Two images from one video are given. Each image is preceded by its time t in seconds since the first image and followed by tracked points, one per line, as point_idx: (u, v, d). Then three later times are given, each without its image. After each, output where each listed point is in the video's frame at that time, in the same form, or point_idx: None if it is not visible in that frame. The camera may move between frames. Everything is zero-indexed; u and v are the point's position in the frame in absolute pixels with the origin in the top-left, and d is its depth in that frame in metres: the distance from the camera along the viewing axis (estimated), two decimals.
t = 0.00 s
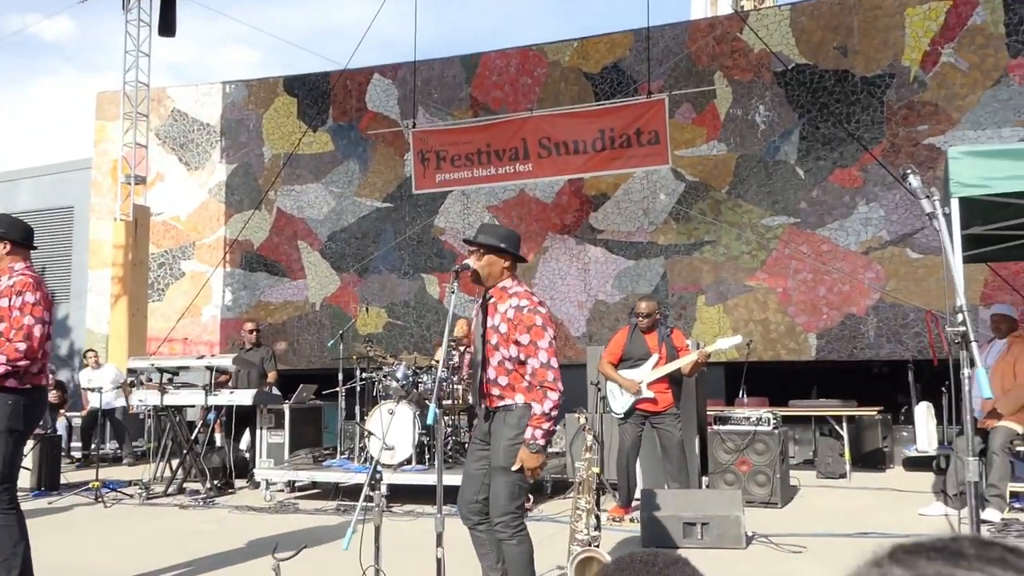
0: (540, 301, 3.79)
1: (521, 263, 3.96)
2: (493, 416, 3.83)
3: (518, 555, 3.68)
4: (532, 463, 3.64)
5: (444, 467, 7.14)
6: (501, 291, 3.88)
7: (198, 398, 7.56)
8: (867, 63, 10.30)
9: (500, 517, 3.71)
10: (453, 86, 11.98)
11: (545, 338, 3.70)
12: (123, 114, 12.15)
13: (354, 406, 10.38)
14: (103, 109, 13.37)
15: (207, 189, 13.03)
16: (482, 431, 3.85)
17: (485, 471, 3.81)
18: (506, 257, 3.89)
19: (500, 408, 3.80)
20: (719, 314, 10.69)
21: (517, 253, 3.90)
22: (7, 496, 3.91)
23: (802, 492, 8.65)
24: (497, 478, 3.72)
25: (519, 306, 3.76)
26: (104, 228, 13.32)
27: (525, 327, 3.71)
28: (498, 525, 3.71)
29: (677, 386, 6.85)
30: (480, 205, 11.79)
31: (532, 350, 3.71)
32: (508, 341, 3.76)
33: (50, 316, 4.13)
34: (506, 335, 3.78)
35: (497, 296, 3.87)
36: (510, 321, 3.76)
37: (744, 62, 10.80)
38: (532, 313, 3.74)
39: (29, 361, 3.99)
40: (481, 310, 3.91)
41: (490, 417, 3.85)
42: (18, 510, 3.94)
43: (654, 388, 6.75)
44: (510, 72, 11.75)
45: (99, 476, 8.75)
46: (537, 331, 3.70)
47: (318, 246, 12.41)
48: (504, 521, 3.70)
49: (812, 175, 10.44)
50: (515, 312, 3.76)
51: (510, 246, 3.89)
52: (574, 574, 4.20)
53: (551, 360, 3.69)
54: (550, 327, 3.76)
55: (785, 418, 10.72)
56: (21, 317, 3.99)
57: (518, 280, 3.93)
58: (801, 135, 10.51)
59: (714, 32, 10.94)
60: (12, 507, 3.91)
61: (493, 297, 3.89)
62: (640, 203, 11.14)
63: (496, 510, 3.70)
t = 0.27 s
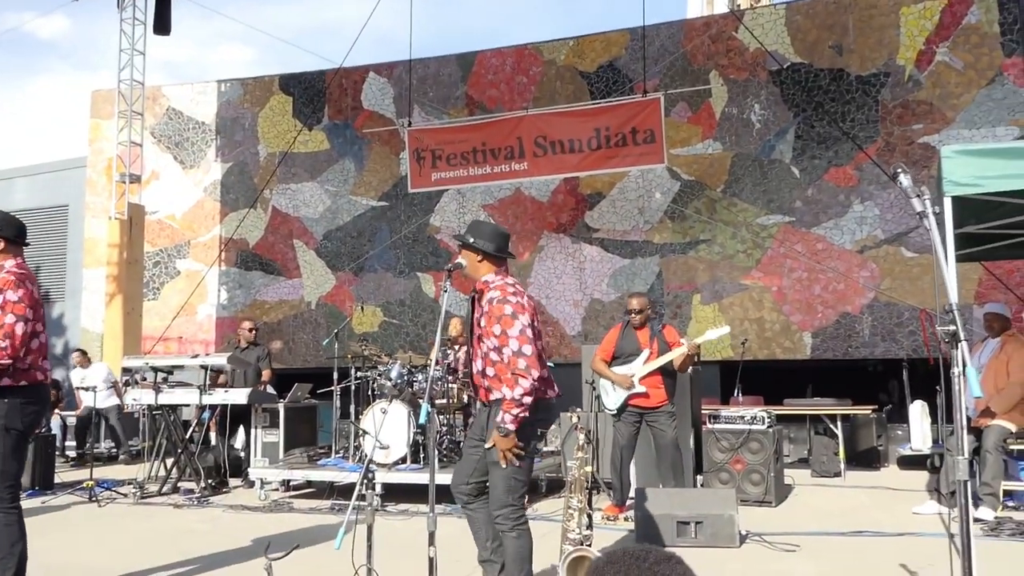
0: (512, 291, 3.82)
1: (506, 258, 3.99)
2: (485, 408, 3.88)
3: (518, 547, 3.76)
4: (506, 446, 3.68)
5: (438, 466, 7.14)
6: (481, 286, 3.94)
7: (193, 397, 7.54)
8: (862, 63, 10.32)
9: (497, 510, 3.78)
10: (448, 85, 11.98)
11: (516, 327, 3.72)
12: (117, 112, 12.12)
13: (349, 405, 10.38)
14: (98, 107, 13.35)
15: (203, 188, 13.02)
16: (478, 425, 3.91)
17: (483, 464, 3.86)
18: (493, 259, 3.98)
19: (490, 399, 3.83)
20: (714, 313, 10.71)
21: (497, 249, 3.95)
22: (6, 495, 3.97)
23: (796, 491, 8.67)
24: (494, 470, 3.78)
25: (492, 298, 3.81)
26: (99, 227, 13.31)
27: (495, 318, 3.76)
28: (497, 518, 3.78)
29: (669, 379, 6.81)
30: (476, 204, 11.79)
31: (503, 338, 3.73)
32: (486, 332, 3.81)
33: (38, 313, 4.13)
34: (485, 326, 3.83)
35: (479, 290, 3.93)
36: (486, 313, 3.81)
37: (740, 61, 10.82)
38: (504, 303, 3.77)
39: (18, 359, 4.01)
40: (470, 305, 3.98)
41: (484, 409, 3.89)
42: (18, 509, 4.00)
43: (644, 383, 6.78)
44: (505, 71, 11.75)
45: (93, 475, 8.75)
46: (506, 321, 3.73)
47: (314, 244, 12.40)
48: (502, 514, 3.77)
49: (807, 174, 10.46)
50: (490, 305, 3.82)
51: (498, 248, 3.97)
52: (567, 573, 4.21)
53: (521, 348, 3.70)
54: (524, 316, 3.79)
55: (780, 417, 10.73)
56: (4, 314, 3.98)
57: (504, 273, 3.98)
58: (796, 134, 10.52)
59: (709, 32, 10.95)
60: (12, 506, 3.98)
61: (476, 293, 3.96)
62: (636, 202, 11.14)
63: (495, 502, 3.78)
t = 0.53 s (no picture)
0: (508, 292, 3.84)
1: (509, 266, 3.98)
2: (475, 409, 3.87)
3: (501, 544, 3.74)
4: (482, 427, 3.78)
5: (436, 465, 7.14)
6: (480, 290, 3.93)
7: (191, 396, 7.54)
8: (861, 60, 10.31)
9: (488, 505, 3.81)
10: (447, 83, 11.97)
11: (511, 327, 3.73)
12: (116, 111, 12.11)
13: (347, 403, 10.38)
14: (96, 106, 13.35)
15: (201, 186, 13.02)
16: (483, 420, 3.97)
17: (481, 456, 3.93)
18: (494, 267, 3.94)
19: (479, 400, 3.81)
20: (713, 311, 10.70)
21: (501, 257, 3.93)
22: (10, 491, 3.96)
23: (794, 489, 8.67)
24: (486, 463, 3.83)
25: (489, 301, 3.82)
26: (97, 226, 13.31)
27: (491, 319, 3.77)
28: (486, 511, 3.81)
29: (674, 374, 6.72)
30: (475, 202, 11.79)
31: (497, 338, 3.74)
32: (482, 334, 3.82)
33: (42, 311, 4.16)
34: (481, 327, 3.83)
35: (479, 295, 3.92)
36: (483, 315, 3.83)
37: (738, 59, 10.81)
38: (499, 305, 3.78)
39: (27, 354, 4.06)
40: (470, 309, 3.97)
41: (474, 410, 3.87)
42: (20, 504, 3.99)
43: (646, 377, 6.74)
44: (504, 69, 11.75)
45: (93, 474, 8.75)
46: (501, 321, 3.74)
47: (312, 243, 12.40)
48: (491, 508, 3.79)
49: (805, 172, 10.45)
50: (486, 306, 3.83)
51: (500, 256, 3.94)
52: (564, 570, 4.21)
53: (516, 347, 3.71)
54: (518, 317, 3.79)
55: (779, 415, 10.73)
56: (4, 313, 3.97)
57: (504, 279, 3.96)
58: (795, 132, 10.52)
59: (707, 30, 10.94)
60: (17, 501, 3.97)
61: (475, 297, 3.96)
62: (634, 200, 11.14)
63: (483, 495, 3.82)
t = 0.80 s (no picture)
0: (507, 287, 3.95)
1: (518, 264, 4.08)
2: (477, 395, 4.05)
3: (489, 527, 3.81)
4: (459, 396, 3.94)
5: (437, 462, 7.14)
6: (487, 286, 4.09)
7: (192, 393, 7.53)
8: (862, 57, 10.31)
9: (474, 490, 3.85)
10: (447, 80, 11.97)
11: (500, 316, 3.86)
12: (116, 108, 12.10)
13: (348, 400, 10.39)
14: (97, 104, 13.34)
15: (202, 183, 13.02)
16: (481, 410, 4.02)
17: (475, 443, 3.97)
18: (505, 263, 4.07)
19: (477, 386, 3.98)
20: (714, 309, 10.71)
21: (511, 255, 4.03)
22: (19, 480, 4.00)
23: (795, 486, 8.67)
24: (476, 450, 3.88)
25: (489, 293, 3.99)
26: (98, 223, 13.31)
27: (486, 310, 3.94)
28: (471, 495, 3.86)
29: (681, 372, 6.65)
30: (475, 199, 11.79)
31: (488, 329, 3.89)
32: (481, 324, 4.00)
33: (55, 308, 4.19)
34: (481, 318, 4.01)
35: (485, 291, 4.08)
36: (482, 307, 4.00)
37: (739, 56, 10.80)
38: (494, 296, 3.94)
39: (45, 348, 4.14)
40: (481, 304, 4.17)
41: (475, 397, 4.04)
42: (27, 493, 4.02)
43: (652, 374, 6.73)
44: (504, 66, 11.75)
45: (93, 471, 8.76)
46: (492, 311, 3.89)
47: (313, 240, 12.40)
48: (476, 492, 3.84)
49: (806, 169, 10.45)
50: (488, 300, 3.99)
51: (512, 254, 4.04)
52: (564, 567, 4.21)
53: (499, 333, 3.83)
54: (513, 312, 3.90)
55: (779, 412, 10.73)
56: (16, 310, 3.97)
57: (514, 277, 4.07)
58: (796, 129, 10.51)
59: (708, 27, 10.93)
60: (25, 490, 4.01)
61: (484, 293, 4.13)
62: (635, 197, 11.13)
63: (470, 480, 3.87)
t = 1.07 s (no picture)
0: (509, 288, 4.08)
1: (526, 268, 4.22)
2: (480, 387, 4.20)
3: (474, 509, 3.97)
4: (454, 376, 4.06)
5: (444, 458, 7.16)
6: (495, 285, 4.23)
7: (200, 389, 7.56)
8: (869, 53, 10.27)
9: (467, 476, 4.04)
10: (454, 77, 11.98)
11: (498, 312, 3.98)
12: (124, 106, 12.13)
13: (355, 397, 10.42)
14: (105, 102, 13.39)
15: (210, 181, 13.06)
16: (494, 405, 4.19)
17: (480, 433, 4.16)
18: (517, 264, 4.21)
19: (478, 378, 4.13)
20: (721, 305, 10.70)
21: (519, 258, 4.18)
22: (58, 480, 4.12)
23: (802, 483, 8.66)
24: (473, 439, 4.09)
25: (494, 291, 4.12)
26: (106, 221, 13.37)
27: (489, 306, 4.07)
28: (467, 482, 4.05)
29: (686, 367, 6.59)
30: (482, 196, 11.80)
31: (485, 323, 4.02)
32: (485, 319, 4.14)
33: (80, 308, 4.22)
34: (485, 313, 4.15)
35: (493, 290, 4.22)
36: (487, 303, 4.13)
37: (746, 52, 10.78)
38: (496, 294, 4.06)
39: (69, 348, 4.16)
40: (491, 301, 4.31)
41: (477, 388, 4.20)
42: (67, 492, 4.15)
43: (658, 369, 6.69)
44: (511, 63, 11.75)
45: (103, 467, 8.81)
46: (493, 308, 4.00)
47: (320, 237, 12.43)
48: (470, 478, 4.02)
49: (813, 166, 10.43)
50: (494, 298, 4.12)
51: (523, 255, 4.20)
52: (573, 563, 4.22)
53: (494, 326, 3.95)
54: (513, 312, 4.02)
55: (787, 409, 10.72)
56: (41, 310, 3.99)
57: (526, 278, 4.17)
58: (803, 125, 10.49)
59: (715, 23, 10.91)
60: (63, 489, 4.13)
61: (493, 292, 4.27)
62: (642, 194, 11.13)
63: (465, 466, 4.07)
